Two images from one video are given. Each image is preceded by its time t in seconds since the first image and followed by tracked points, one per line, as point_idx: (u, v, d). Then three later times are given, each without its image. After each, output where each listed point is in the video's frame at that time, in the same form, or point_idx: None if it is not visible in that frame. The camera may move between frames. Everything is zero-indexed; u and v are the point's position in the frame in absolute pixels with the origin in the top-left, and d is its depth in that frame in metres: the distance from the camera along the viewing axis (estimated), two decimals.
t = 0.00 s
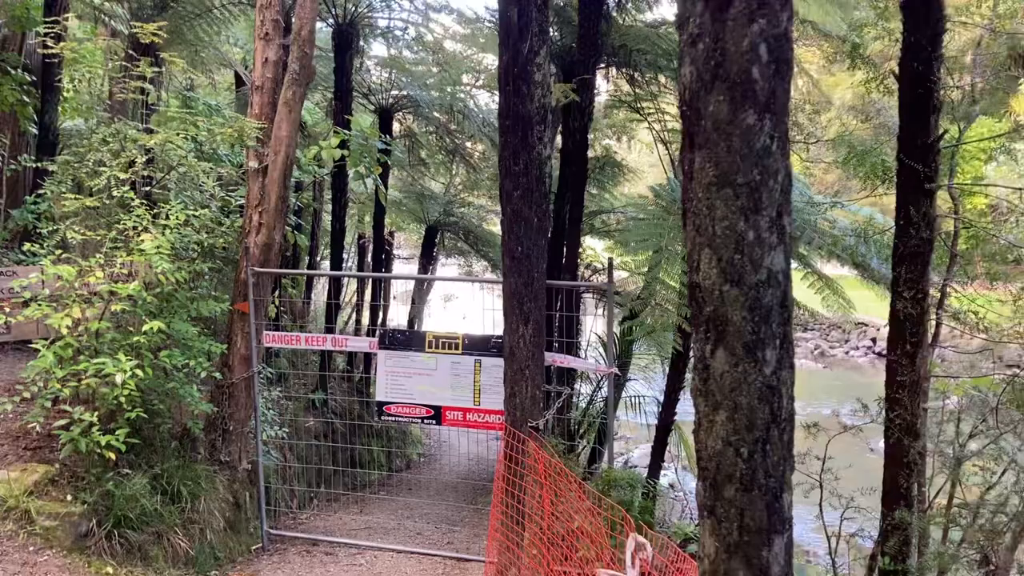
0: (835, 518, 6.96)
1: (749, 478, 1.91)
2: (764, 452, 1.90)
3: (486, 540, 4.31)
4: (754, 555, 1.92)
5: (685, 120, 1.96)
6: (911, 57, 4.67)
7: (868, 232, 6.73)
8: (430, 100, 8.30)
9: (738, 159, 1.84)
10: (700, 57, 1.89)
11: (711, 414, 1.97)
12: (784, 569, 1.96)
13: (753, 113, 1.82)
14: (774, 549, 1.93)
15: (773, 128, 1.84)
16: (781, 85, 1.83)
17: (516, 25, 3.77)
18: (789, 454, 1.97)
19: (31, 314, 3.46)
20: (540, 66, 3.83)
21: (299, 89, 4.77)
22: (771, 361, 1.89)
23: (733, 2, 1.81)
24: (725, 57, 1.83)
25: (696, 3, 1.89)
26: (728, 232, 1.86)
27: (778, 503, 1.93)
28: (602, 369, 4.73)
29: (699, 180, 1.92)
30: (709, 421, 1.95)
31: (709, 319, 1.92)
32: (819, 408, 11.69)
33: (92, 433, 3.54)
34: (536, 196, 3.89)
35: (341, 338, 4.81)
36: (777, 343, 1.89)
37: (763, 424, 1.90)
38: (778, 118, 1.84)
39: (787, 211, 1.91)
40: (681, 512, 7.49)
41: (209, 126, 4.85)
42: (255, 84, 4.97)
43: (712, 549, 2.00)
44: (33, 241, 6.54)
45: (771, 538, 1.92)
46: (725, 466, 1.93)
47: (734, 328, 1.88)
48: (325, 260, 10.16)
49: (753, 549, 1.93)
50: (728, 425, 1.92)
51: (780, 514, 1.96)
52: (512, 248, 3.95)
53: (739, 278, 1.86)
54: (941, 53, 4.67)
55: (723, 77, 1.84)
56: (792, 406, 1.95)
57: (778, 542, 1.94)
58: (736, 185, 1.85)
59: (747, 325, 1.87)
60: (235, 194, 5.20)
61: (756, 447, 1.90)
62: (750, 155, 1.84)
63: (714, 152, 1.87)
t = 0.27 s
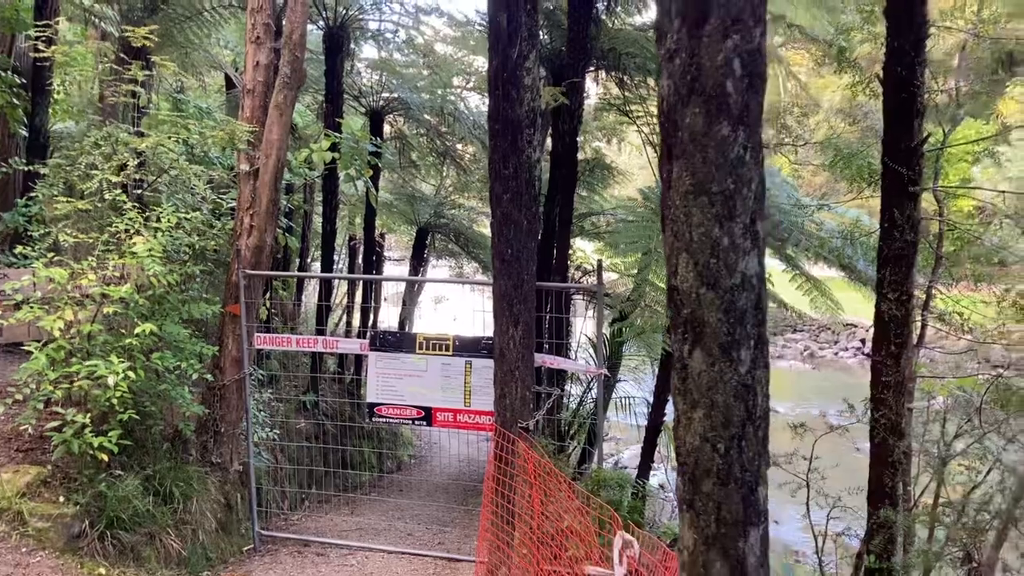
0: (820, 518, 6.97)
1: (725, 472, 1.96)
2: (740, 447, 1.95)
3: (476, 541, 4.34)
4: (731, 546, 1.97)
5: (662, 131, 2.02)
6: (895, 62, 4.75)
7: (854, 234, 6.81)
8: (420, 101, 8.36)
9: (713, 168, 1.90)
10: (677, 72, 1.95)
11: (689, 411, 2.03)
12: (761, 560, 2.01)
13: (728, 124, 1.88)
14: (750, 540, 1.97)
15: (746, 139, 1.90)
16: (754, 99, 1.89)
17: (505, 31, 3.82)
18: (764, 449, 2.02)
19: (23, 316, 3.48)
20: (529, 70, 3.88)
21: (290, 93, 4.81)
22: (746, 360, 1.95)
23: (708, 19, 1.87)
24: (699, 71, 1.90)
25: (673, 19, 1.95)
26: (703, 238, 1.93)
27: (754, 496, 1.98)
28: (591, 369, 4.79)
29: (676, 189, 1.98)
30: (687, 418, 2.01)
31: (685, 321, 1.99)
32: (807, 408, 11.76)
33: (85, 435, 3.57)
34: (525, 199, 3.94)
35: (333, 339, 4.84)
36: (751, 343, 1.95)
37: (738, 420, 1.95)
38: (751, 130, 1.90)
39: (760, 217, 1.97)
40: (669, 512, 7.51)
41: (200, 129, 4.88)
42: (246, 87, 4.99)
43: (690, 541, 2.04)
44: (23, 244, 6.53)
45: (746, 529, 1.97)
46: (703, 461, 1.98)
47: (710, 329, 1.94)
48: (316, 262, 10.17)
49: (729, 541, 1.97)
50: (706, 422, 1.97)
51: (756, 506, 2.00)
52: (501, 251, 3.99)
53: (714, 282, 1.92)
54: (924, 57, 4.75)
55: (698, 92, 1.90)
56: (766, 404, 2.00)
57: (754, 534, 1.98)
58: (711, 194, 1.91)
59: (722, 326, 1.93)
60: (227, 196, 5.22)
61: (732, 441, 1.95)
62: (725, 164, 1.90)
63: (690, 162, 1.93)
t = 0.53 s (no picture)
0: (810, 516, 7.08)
1: (719, 466, 2.14)
2: (732, 443, 2.14)
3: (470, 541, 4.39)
4: (724, 536, 2.16)
5: (659, 144, 2.20)
6: (881, 66, 4.84)
7: (841, 236, 6.91)
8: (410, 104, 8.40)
9: (706, 178, 2.08)
10: (672, 86, 2.13)
11: (685, 408, 2.20)
12: (753, 549, 2.20)
13: (720, 136, 2.06)
14: (742, 530, 2.17)
15: (737, 150, 2.09)
16: (744, 111, 2.08)
17: (498, 37, 3.88)
18: (754, 445, 2.21)
19: (20, 320, 3.50)
20: (521, 76, 3.94)
21: (284, 97, 4.84)
22: (738, 358, 2.12)
23: (701, 37, 2.06)
24: (694, 85, 2.08)
25: (669, 37, 2.13)
26: (699, 243, 2.10)
27: (745, 489, 2.17)
28: (583, 370, 4.85)
29: (672, 197, 2.15)
30: (683, 415, 2.19)
31: (681, 321, 2.15)
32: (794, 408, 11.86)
33: (82, 437, 3.59)
34: (518, 203, 4.00)
35: (328, 342, 4.90)
36: (742, 343, 2.12)
37: (731, 417, 2.13)
38: (741, 141, 2.09)
39: (750, 224, 2.16)
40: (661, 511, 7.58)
41: (195, 133, 4.92)
42: (240, 92, 5.03)
43: (687, 531, 2.24)
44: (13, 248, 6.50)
45: (739, 521, 2.16)
46: (698, 457, 2.16)
47: (705, 329, 2.11)
48: (306, 264, 10.18)
49: (723, 532, 2.16)
50: (700, 418, 2.15)
51: (748, 498, 2.19)
52: (495, 253, 4.04)
53: (708, 284, 2.10)
54: (909, 62, 4.85)
55: (692, 105, 2.08)
56: (756, 401, 2.19)
57: (746, 525, 2.18)
58: (705, 201, 2.09)
59: (716, 326, 2.10)
60: (221, 200, 5.25)
61: (724, 437, 2.13)
62: (718, 174, 2.08)
63: (685, 171, 2.11)
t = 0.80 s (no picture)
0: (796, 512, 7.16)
1: (710, 451, 2.20)
2: (722, 429, 2.19)
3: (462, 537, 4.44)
4: (715, 518, 2.22)
5: (651, 145, 2.27)
6: (862, 67, 4.93)
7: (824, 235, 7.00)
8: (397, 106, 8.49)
9: (698, 179, 2.15)
10: (664, 91, 2.22)
11: (677, 396, 2.27)
12: (742, 530, 2.26)
13: (709, 138, 2.13)
14: (732, 513, 2.23)
15: (726, 151, 2.16)
16: (732, 115, 2.16)
17: (487, 40, 3.93)
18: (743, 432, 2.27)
19: (11, 323, 3.51)
20: (508, 77, 3.99)
21: (273, 100, 4.87)
22: (728, 351, 2.19)
23: (693, 45, 2.15)
24: (684, 91, 2.16)
25: (660, 45, 2.23)
26: (690, 241, 2.17)
27: (735, 472, 2.23)
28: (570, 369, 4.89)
29: (664, 196, 2.23)
30: (675, 401, 2.25)
31: (673, 315, 2.23)
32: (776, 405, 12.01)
33: (75, 438, 3.62)
34: (508, 204, 4.05)
35: (318, 342, 4.93)
36: (732, 336, 2.19)
37: (721, 404, 2.19)
38: (730, 143, 2.16)
39: (738, 222, 2.23)
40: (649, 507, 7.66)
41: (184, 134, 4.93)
42: (229, 94, 5.05)
43: (679, 514, 2.30)
44: None
45: (728, 504, 2.22)
46: (690, 442, 2.21)
47: (695, 322, 2.18)
48: (293, 266, 10.17)
49: (713, 514, 2.22)
50: (692, 406, 2.21)
51: (737, 483, 2.26)
52: (485, 254, 4.08)
53: (699, 280, 2.17)
54: (889, 64, 4.95)
55: (683, 109, 2.16)
56: (745, 390, 2.26)
57: (735, 507, 2.24)
58: (695, 201, 2.15)
59: (706, 320, 2.17)
60: (210, 202, 5.27)
61: (715, 423, 2.19)
62: (708, 176, 2.15)
63: (676, 173, 2.18)
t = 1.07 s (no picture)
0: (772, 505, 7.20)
1: (678, 434, 2.27)
2: (689, 412, 2.27)
3: (443, 534, 4.47)
4: (684, 498, 2.29)
5: (620, 141, 2.37)
6: (833, 67, 5.04)
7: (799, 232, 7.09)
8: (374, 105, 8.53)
9: (665, 173, 2.25)
10: (633, 90, 2.32)
11: (647, 381, 2.32)
12: (710, 509, 2.33)
13: (676, 134, 2.24)
14: (700, 493, 2.30)
15: (693, 147, 2.27)
16: (698, 112, 2.27)
17: (464, 40, 3.98)
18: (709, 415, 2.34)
19: None
20: (486, 76, 4.04)
21: (252, 100, 4.89)
22: (695, 336, 2.27)
23: (659, 45, 2.25)
24: (652, 90, 2.26)
25: (629, 45, 2.33)
26: (658, 233, 2.26)
27: (703, 454, 2.31)
28: (548, 366, 4.93)
29: (634, 190, 2.32)
30: (644, 385, 2.31)
31: (641, 305, 2.30)
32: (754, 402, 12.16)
33: (54, 439, 3.62)
34: (487, 202, 4.10)
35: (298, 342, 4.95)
36: (699, 322, 2.27)
37: (688, 388, 2.27)
38: (696, 140, 2.28)
39: (704, 216, 2.33)
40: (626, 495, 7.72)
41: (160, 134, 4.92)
42: (207, 94, 5.05)
43: (651, 495, 2.35)
44: None
45: (697, 484, 2.29)
46: (659, 425, 2.28)
47: (664, 309, 2.25)
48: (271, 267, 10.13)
49: (683, 494, 2.28)
50: (661, 390, 2.27)
51: (704, 463, 2.33)
52: (464, 251, 4.15)
53: (667, 269, 2.25)
54: (860, 63, 5.05)
55: (652, 106, 2.26)
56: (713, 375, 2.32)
57: (704, 487, 2.31)
58: (663, 195, 2.26)
59: (675, 307, 2.25)
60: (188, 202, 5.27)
61: (683, 406, 2.26)
62: (675, 170, 2.25)
63: (644, 167, 2.28)
